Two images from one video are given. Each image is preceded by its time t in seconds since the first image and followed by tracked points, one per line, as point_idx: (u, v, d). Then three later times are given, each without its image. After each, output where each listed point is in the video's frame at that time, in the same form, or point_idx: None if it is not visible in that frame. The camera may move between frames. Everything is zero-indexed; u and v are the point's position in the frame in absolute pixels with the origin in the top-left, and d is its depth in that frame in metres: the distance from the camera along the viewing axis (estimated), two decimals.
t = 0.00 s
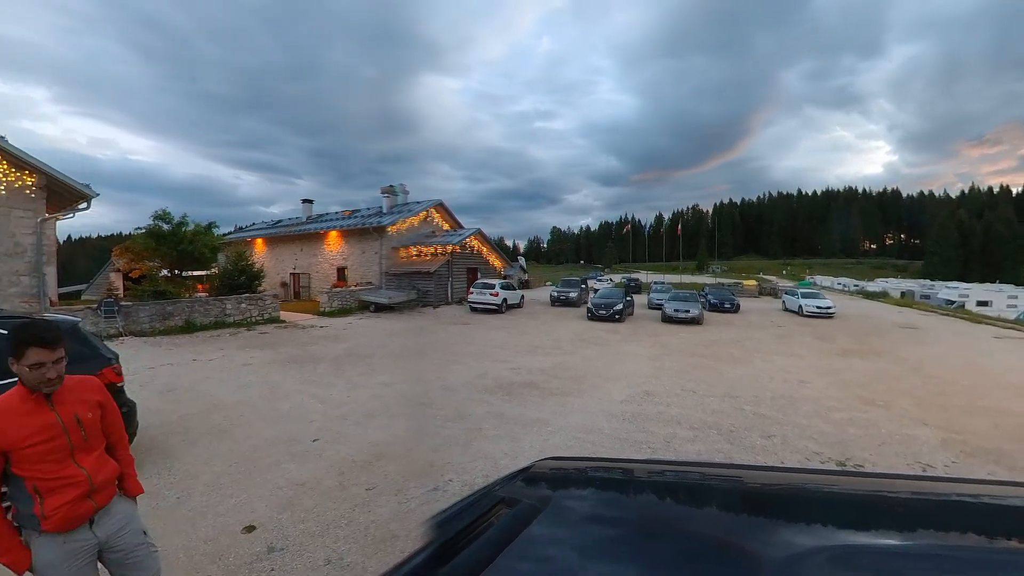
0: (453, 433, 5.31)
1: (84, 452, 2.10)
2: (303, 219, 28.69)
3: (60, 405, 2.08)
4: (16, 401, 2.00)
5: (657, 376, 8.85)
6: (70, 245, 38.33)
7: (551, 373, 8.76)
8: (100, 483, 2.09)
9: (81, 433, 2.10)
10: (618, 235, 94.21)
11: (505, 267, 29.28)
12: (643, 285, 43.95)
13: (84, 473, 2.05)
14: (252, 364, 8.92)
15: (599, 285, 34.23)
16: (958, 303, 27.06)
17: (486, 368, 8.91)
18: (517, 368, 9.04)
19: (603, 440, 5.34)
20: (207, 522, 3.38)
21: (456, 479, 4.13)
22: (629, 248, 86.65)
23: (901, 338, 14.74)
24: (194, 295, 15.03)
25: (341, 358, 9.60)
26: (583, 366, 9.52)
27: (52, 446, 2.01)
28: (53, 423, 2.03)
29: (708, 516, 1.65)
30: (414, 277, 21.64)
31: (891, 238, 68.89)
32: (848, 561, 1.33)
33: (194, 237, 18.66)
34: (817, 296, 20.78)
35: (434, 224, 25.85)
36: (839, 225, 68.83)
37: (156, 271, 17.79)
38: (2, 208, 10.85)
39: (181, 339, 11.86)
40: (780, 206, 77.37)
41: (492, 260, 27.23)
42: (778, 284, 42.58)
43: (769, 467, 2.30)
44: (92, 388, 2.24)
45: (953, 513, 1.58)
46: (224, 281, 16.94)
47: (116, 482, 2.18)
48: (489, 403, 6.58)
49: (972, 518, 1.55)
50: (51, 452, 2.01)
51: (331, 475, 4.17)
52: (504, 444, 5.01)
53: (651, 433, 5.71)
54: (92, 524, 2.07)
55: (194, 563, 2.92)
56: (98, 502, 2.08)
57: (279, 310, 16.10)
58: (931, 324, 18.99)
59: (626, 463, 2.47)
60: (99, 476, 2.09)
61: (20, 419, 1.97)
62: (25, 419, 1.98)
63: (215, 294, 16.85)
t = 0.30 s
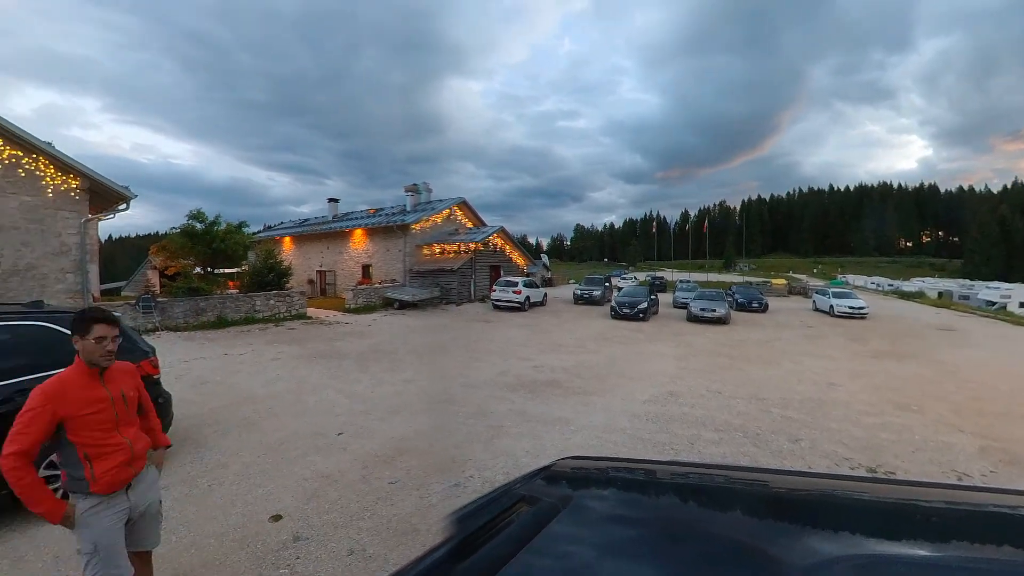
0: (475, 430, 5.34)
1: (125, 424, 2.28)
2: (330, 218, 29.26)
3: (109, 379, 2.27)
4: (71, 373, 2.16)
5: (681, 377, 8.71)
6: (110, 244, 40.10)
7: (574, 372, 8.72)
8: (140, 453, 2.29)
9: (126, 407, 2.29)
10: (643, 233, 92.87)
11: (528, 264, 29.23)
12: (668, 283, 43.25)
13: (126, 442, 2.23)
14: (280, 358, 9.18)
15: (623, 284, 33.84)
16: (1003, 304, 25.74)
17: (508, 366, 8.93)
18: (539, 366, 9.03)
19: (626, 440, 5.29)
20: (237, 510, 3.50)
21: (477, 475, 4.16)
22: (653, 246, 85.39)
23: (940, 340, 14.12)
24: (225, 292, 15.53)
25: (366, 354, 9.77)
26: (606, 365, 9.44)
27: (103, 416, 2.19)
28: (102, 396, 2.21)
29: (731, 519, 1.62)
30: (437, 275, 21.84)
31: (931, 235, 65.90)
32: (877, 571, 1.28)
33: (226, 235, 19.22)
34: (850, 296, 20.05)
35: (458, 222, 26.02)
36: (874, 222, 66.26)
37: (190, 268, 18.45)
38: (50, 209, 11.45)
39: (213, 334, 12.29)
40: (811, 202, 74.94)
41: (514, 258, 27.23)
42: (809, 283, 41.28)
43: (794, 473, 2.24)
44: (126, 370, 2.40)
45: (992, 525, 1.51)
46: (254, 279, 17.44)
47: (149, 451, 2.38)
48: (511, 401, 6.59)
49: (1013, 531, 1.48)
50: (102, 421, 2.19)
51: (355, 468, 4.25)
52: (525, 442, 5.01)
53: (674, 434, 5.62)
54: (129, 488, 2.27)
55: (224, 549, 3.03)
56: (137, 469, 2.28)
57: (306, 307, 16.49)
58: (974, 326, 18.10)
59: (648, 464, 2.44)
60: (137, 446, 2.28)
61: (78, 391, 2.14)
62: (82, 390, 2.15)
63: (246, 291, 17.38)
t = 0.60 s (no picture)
0: (497, 427, 5.37)
1: (161, 414, 2.40)
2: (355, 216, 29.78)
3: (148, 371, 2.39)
4: (117, 364, 2.31)
5: (706, 377, 8.55)
6: (147, 242, 41.85)
7: (597, 371, 8.66)
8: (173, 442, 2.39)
9: (162, 398, 2.40)
10: (668, 230, 91.34)
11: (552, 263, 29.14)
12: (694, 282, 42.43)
13: (161, 432, 2.34)
14: (306, 354, 9.42)
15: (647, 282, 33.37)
16: None
17: (530, 364, 8.94)
18: (562, 365, 9.00)
19: (649, 441, 5.23)
20: (265, 500, 3.61)
21: (498, 472, 4.19)
22: (679, 243, 83.90)
23: (983, 343, 13.45)
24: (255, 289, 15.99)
25: (390, 350, 9.93)
26: (629, 365, 9.34)
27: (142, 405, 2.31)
28: (143, 385, 2.33)
29: (755, 525, 1.58)
30: (461, 272, 21.99)
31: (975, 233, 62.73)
32: None
33: (255, 234, 19.80)
34: (885, 296, 19.28)
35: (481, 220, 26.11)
36: (913, 218, 63.46)
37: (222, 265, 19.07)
38: (93, 210, 12.03)
39: (243, 329, 12.68)
40: (845, 198, 72.31)
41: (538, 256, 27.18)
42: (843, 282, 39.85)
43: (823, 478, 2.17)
44: (168, 362, 2.53)
45: None
46: (282, 276, 17.92)
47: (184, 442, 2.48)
48: (533, 399, 6.60)
49: None
50: (141, 410, 2.30)
51: (379, 462, 4.34)
52: (547, 440, 5.01)
53: (698, 436, 5.53)
54: (162, 476, 2.38)
55: (253, 536, 3.14)
56: (171, 458, 2.38)
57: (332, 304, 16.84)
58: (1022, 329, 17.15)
59: (672, 466, 2.40)
60: (172, 435, 2.40)
61: (120, 381, 2.28)
62: (125, 380, 2.29)
63: (274, 287, 17.87)
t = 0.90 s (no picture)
0: (519, 425, 5.38)
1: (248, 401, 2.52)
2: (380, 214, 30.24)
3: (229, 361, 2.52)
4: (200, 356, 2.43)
5: (732, 378, 8.36)
6: (183, 240, 43.57)
7: (621, 370, 8.58)
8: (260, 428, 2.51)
9: (246, 386, 2.53)
10: (694, 228, 89.56)
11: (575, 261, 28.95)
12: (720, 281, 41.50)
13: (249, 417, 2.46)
14: (332, 349, 9.64)
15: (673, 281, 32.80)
16: None
17: (552, 362, 8.92)
18: (585, 364, 8.95)
19: (672, 442, 5.16)
20: (292, 491, 3.72)
21: (518, 470, 4.20)
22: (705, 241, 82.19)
23: None
24: (283, 285, 16.44)
25: (414, 347, 10.06)
26: (653, 364, 9.22)
27: (229, 393, 2.43)
28: (227, 375, 2.46)
29: (781, 532, 1.53)
30: (484, 270, 22.09)
31: None
32: None
33: (283, 232, 20.34)
34: (923, 297, 18.42)
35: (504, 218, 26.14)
36: (956, 215, 60.45)
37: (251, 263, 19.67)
38: (130, 210, 12.56)
39: (272, 324, 13.06)
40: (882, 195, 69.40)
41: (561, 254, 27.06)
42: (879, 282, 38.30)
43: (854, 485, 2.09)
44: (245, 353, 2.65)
45: None
46: (309, 273, 18.36)
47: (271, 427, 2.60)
48: (555, 398, 6.58)
49: None
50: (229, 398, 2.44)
51: (402, 457, 4.41)
52: (568, 440, 4.99)
53: (723, 438, 5.41)
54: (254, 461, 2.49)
55: (280, 525, 3.24)
56: (260, 444, 2.50)
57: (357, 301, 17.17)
58: None
59: (696, 468, 2.36)
60: (260, 422, 2.52)
61: (209, 371, 2.42)
62: (207, 370, 2.40)
63: (302, 284, 18.34)
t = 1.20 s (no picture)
0: (540, 423, 5.38)
1: (264, 404, 2.58)
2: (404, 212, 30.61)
3: (253, 362, 2.58)
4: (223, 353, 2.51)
5: (758, 380, 8.14)
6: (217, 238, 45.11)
7: (645, 370, 8.47)
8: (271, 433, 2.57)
9: (265, 388, 2.58)
10: (722, 225, 87.48)
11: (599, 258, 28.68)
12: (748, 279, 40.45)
13: (261, 421, 2.54)
14: (356, 345, 9.83)
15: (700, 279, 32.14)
16: None
17: (574, 361, 8.88)
18: (608, 363, 8.88)
19: (695, 444, 5.07)
20: (317, 482, 3.82)
21: (538, 469, 4.20)
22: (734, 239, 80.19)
23: None
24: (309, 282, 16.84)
25: (437, 344, 10.17)
26: (677, 364, 9.08)
27: (246, 394, 2.50)
28: (247, 375, 2.52)
29: (807, 538, 1.49)
30: (507, 267, 22.12)
31: None
32: None
33: (309, 230, 20.82)
34: (960, 297, 17.58)
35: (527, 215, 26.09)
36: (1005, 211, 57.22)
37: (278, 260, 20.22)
38: (165, 209, 13.07)
39: (299, 320, 13.40)
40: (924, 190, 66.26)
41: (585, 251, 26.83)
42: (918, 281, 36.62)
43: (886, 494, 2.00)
44: (271, 353, 2.71)
45: None
46: (335, 270, 18.75)
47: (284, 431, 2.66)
48: (577, 397, 6.55)
49: None
50: (246, 399, 2.50)
51: (424, 453, 4.47)
52: (590, 439, 4.96)
53: (749, 441, 5.29)
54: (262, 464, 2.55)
55: (305, 516, 3.34)
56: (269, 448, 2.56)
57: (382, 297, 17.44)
58: None
59: (720, 471, 2.31)
60: (272, 426, 2.59)
61: (230, 370, 2.48)
62: (228, 368, 2.47)
63: (328, 281, 18.75)
